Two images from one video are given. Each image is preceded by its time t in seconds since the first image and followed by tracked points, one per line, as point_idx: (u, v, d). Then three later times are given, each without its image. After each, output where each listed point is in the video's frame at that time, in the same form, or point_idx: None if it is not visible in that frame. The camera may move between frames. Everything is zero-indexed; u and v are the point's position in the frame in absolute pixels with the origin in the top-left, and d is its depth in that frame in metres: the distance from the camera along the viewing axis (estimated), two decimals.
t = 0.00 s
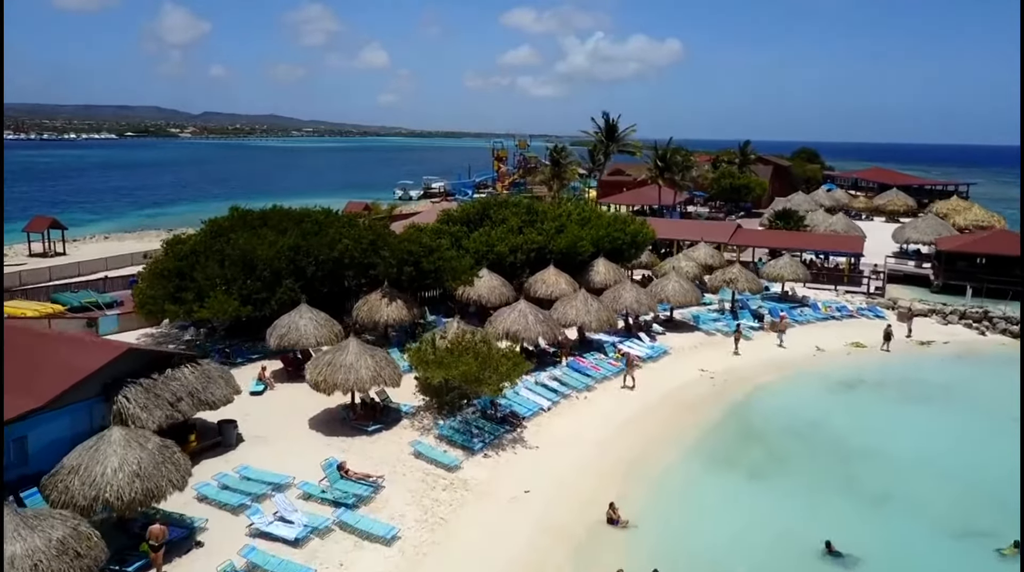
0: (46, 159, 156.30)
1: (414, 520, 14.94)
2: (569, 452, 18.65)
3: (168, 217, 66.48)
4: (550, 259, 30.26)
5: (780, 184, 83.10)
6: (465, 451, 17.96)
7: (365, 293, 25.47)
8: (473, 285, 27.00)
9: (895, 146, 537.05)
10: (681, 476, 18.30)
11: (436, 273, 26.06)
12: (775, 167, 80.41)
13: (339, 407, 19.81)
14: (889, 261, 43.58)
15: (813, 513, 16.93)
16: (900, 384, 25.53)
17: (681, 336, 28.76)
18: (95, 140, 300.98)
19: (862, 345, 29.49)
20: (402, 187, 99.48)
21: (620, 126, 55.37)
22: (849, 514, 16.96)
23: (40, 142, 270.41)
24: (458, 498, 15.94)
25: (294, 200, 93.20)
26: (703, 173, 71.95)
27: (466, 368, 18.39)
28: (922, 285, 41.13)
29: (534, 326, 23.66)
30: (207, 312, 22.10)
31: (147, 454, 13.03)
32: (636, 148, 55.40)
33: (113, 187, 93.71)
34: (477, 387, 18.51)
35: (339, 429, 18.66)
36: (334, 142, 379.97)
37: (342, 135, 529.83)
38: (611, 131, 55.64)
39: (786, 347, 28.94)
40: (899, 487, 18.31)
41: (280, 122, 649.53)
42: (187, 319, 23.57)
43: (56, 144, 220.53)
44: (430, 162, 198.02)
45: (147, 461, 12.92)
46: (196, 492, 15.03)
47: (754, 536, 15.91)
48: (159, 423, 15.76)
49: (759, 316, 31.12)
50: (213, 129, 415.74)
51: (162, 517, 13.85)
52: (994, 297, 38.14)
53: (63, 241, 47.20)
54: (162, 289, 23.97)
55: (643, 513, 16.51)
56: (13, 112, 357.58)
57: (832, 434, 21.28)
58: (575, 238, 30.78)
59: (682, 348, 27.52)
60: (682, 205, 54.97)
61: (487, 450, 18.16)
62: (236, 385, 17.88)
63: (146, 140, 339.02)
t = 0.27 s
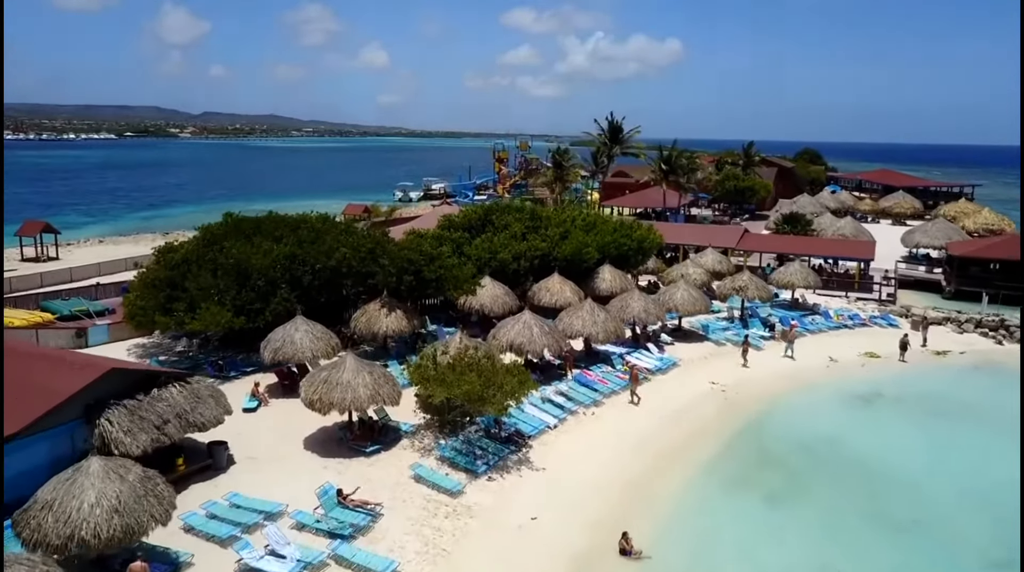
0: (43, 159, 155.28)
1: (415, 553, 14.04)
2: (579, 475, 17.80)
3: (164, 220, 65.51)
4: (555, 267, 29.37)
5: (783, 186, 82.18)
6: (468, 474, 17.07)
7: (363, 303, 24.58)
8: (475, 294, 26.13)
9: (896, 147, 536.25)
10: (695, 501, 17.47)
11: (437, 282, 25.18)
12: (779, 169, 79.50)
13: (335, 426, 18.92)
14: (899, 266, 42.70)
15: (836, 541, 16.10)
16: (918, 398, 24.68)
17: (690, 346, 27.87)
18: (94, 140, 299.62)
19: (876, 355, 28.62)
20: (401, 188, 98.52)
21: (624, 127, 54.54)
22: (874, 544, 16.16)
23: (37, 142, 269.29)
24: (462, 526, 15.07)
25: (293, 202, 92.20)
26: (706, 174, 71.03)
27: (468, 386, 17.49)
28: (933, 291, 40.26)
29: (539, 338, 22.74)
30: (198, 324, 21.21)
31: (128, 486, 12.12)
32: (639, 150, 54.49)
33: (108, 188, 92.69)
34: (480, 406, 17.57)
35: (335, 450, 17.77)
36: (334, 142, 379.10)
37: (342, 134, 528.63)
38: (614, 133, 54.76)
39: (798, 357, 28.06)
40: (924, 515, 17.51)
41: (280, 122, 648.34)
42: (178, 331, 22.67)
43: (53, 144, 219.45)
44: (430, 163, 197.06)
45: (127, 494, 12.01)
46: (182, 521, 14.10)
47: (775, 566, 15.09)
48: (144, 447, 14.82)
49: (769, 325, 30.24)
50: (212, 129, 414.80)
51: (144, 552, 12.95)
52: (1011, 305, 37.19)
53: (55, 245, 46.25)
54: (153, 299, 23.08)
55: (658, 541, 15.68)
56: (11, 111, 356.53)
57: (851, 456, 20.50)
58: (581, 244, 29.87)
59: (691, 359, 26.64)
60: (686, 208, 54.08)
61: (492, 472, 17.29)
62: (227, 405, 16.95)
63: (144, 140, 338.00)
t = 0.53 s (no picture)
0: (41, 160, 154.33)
1: None
2: (589, 500, 16.88)
3: (160, 223, 64.59)
4: (559, 275, 28.43)
5: (787, 188, 81.26)
6: (471, 501, 16.12)
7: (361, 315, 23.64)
8: (477, 304, 25.22)
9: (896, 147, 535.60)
10: (712, 527, 16.58)
11: (438, 292, 24.25)
12: (783, 170, 78.53)
13: (331, 447, 17.98)
14: (910, 271, 41.75)
15: None
16: (938, 414, 23.77)
17: (699, 358, 26.94)
18: (93, 141, 298.76)
19: (891, 367, 27.68)
20: (401, 190, 97.60)
21: (628, 130, 53.68)
22: None
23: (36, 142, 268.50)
24: (465, 560, 14.13)
25: (291, 203, 91.31)
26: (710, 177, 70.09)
27: (472, 408, 16.46)
28: (945, 297, 39.32)
29: (544, 352, 21.77)
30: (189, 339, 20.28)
31: (104, 526, 11.20)
32: (644, 152, 53.57)
33: (105, 189, 91.74)
34: (484, 428, 16.56)
35: (330, 474, 16.83)
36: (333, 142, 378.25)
37: (342, 135, 527.76)
38: (619, 135, 53.88)
39: (811, 369, 27.13)
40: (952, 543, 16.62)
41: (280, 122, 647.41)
42: (168, 345, 21.72)
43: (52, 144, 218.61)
44: (429, 163, 196.07)
45: (102, 534, 11.09)
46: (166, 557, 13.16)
47: None
48: (125, 476, 13.89)
49: (780, 335, 29.29)
50: (211, 129, 413.86)
51: None
52: None
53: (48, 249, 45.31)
54: (142, 311, 22.13)
55: None
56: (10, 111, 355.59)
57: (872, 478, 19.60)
58: (586, 251, 28.93)
59: (701, 372, 25.71)
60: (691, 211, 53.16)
61: (497, 498, 16.36)
62: (216, 428, 16.02)
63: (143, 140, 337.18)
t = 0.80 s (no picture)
0: (38, 161, 153.32)
1: None
2: (599, 529, 15.91)
3: (155, 226, 63.60)
4: (564, 284, 27.47)
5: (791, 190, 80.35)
6: (474, 532, 15.14)
7: (359, 328, 22.70)
8: (479, 315, 24.32)
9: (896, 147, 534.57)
10: (729, 558, 15.60)
11: (439, 303, 23.29)
12: (787, 172, 77.63)
13: (326, 472, 17.03)
14: (921, 277, 40.82)
15: None
16: (961, 432, 22.81)
17: (708, 370, 25.99)
18: (92, 141, 298.07)
19: (908, 379, 26.75)
20: (400, 192, 96.75)
21: (632, 132, 52.79)
22: None
23: (35, 142, 267.76)
24: None
25: (290, 206, 90.42)
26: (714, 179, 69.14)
27: (475, 433, 15.41)
28: (958, 304, 38.37)
29: (550, 367, 20.79)
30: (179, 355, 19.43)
31: None
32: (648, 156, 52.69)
33: (101, 191, 90.78)
34: (487, 454, 15.58)
35: (324, 502, 15.89)
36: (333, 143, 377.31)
37: (342, 135, 526.46)
38: (623, 138, 53.00)
39: (825, 382, 26.18)
40: None
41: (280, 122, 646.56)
42: (156, 360, 20.78)
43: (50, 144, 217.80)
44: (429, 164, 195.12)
45: None
46: None
47: None
48: (103, 510, 12.94)
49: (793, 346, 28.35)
50: (211, 130, 413.02)
51: None
52: None
53: (40, 254, 44.35)
54: (128, 324, 21.19)
55: None
56: (9, 112, 354.77)
57: (895, 501, 18.63)
58: (592, 259, 27.96)
59: (712, 386, 24.76)
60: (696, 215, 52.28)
61: (502, 528, 15.39)
62: (202, 454, 15.08)
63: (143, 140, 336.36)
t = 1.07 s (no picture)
0: (35, 161, 152.41)
1: None
2: (607, 559, 14.94)
3: (150, 229, 62.71)
4: (568, 294, 26.52)
5: (795, 192, 79.41)
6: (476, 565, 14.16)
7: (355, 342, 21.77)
8: (480, 328, 23.40)
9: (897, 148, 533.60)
10: None
11: (438, 315, 22.32)
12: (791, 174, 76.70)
13: (319, 498, 16.08)
14: (932, 284, 39.84)
15: None
16: (983, 451, 21.85)
17: (718, 384, 25.06)
18: (91, 142, 297.28)
19: (924, 393, 25.80)
20: (399, 194, 95.90)
21: (636, 135, 51.96)
22: None
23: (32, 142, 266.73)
24: None
25: (289, 208, 89.49)
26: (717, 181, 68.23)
27: (477, 462, 14.41)
28: (970, 312, 37.40)
29: (555, 384, 19.83)
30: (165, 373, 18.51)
31: None
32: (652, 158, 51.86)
33: (97, 193, 89.86)
34: (489, 482, 14.63)
35: (316, 532, 14.92)
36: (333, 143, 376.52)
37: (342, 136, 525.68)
38: (627, 141, 52.19)
39: (839, 396, 25.25)
40: None
41: (279, 123, 645.68)
42: (142, 375, 19.86)
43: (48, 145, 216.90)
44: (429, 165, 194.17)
45: None
46: None
47: None
48: (76, 549, 12.01)
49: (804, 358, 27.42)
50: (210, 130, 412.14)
51: None
52: None
53: (31, 259, 43.46)
54: (113, 338, 20.26)
55: None
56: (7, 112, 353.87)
57: (918, 527, 17.63)
58: (597, 268, 27.02)
59: (722, 401, 23.82)
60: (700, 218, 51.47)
61: (505, 561, 14.43)
62: (185, 484, 14.20)
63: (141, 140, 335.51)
